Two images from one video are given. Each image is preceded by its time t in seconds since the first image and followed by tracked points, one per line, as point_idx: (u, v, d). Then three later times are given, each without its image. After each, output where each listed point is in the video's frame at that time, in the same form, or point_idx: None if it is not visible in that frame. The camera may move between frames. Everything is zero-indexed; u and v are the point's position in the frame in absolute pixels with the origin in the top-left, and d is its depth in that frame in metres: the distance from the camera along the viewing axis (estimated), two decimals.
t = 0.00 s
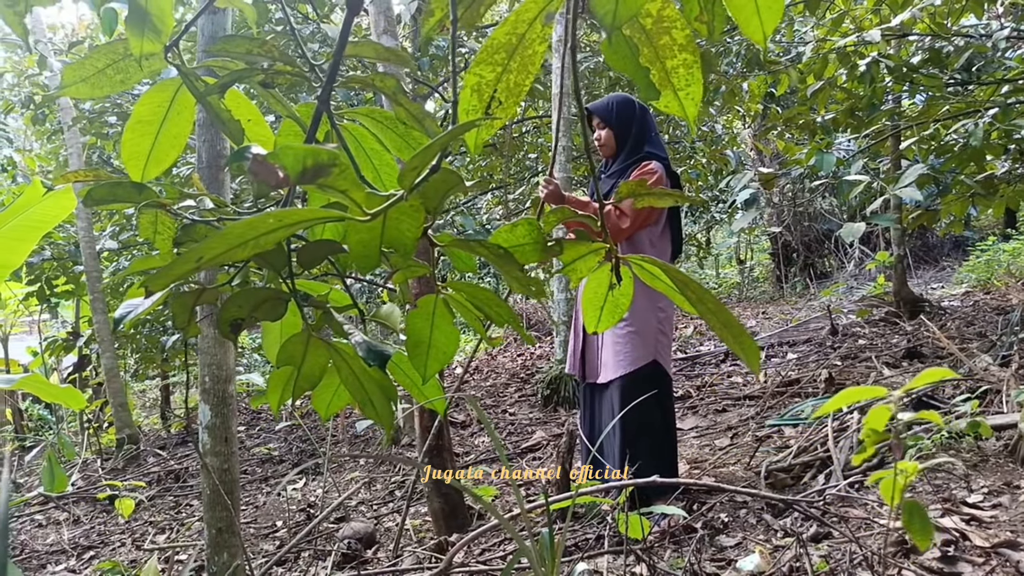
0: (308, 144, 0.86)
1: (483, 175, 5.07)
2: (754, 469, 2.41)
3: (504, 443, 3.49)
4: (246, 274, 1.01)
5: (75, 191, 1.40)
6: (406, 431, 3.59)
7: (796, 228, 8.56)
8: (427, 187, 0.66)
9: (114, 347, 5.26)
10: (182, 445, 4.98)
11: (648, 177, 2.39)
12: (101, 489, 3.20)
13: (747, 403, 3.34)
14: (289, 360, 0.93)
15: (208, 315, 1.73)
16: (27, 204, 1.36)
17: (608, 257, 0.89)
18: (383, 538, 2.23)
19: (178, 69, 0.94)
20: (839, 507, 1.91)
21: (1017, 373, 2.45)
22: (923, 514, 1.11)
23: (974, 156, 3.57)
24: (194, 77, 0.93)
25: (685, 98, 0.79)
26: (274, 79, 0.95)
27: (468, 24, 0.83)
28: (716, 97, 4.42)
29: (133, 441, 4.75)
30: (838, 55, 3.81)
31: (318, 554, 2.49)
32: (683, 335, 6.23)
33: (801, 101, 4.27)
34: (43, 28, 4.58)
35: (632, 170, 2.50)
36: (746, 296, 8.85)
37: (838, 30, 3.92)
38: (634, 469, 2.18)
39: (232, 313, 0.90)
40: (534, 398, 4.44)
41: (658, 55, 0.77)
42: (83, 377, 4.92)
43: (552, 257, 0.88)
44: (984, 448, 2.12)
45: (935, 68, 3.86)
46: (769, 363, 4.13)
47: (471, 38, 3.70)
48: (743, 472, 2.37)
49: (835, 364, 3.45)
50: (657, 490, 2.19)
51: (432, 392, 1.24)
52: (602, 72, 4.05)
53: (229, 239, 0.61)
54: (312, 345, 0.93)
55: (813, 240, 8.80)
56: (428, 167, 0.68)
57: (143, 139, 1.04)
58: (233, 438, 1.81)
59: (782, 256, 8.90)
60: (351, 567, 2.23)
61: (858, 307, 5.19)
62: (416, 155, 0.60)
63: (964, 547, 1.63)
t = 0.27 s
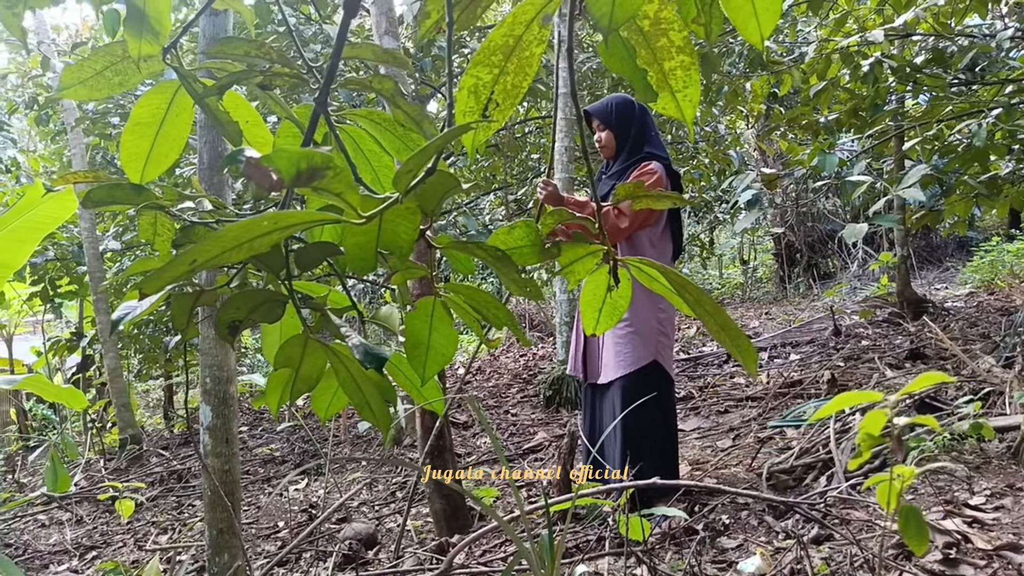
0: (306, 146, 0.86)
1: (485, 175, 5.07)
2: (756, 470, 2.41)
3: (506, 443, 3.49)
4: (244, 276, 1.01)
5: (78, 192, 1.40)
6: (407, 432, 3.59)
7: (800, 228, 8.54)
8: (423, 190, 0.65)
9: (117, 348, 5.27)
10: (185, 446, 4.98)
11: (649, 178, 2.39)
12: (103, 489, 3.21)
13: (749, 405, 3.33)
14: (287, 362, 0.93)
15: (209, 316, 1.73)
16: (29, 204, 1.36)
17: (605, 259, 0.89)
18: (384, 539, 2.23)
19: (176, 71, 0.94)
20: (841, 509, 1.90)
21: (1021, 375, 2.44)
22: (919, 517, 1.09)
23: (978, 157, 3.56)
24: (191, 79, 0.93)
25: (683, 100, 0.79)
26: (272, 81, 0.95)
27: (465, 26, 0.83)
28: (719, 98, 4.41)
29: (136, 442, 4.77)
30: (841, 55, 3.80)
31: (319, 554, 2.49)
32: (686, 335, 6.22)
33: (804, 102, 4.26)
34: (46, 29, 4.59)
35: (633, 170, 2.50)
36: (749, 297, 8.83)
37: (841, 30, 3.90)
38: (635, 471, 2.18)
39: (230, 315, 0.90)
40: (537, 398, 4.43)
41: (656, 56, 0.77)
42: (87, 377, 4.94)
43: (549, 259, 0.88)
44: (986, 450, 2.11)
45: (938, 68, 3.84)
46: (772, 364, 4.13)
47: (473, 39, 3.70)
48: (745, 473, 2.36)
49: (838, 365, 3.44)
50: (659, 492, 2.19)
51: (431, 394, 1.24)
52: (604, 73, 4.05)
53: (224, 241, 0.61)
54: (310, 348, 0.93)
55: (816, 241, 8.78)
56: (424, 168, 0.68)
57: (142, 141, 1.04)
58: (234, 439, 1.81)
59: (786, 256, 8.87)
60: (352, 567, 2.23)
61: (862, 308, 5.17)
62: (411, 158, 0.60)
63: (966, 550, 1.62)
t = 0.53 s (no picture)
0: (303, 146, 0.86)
1: (487, 176, 5.07)
2: (758, 471, 2.40)
3: (508, 444, 3.49)
4: (242, 276, 1.01)
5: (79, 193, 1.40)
6: (409, 432, 3.59)
7: (803, 228, 8.52)
8: (419, 190, 0.65)
9: (120, 348, 5.28)
10: (188, 446, 4.99)
11: (651, 180, 2.38)
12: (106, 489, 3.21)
13: (751, 405, 3.32)
14: (284, 364, 0.93)
15: (210, 316, 1.73)
16: (31, 204, 1.36)
17: (604, 260, 0.88)
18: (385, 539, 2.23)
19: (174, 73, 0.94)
20: (842, 510, 1.89)
21: None
22: (920, 521, 1.11)
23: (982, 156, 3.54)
24: (188, 80, 0.93)
25: (683, 99, 0.78)
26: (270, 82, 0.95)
27: (461, 26, 0.83)
28: (722, 98, 4.40)
29: (138, 442, 4.78)
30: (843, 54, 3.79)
31: (320, 555, 2.49)
32: (688, 336, 6.21)
33: (807, 101, 4.24)
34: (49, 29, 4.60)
35: (635, 171, 2.50)
36: (752, 297, 8.81)
37: (844, 30, 3.89)
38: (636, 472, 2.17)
39: (229, 316, 0.90)
40: (539, 399, 4.43)
41: (655, 56, 0.76)
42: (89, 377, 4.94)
43: (548, 259, 0.88)
44: (989, 450, 2.10)
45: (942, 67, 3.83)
46: (775, 364, 4.12)
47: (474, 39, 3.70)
48: (747, 474, 2.36)
49: (840, 366, 3.43)
50: (660, 493, 2.18)
51: (430, 394, 1.23)
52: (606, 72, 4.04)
53: (219, 242, 0.60)
54: (307, 349, 0.93)
55: (820, 240, 8.76)
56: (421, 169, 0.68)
57: (141, 142, 1.05)
58: (235, 439, 1.81)
59: (789, 256, 8.85)
60: (353, 568, 2.23)
61: (865, 308, 5.16)
62: (408, 157, 0.60)
63: (968, 551, 1.61)
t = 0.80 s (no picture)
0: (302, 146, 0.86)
1: (489, 176, 5.07)
2: (760, 471, 2.40)
3: (510, 444, 3.49)
4: (242, 277, 1.01)
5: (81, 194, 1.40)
6: (411, 432, 3.59)
7: (806, 228, 8.50)
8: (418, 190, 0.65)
9: (123, 348, 5.30)
10: (191, 446, 5.00)
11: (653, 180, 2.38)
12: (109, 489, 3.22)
13: (754, 406, 3.32)
14: (284, 365, 0.93)
15: (211, 317, 1.74)
16: (33, 204, 1.36)
17: (604, 261, 0.88)
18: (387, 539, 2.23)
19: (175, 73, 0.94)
20: (844, 511, 1.89)
21: None
22: (915, 525, 1.10)
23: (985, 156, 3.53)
24: (188, 80, 0.93)
25: (682, 99, 0.78)
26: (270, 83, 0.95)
27: (460, 27, 0.83)
28: (724, 98, 4.39)
29: (141, 442, 4.79)
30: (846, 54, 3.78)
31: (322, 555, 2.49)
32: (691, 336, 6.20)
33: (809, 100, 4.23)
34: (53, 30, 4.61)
35: (637, 171, 2.49)
36: (755, 298, 8.79)
37: (846, 29, 3.88)
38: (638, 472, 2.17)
39: (228, 316, 0.90)
40: (541, 399, 4.43)
41: (654, 56, 0.76)
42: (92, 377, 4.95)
43: (548, 259, 0.87)
44: (992, 451, 2.10)
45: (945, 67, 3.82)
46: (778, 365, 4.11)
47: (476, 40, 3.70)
48: (749, 474, 2.35)
49: (843, 366, 3.43)
50: (662, 494, 2.18)
51: (430, 395, 1.23)
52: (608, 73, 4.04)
53: (217, 243, 0.60)
54: (307, 350, 0.93)
55: (823, 240, 8.75)
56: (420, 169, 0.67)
57: (141, 143, 1.05)
58: (236, 440, 1.82)
59: (792, 256, 8.84)
60: (355, 568, 2.23)
61: (868, 308, 5.14)
62: (406, 157, 0.60)
63: (970, 552, 1.61)
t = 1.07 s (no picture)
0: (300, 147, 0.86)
1: (490, 176, 5.07)
2: (760, 472, 2.39)
3: (511, 444, 3.49)
4: (240, 277, 1.01)
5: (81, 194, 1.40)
6: (412, 432, 3.59)
7: (808, 228, 8.48)
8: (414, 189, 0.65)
9: (125, 348, 5.31)
10: (192, 446, 5.01)
11: (654, 180, 2.38)
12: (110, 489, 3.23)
13: (755, 406, 3.31)
14: (282, 365, 0.93)
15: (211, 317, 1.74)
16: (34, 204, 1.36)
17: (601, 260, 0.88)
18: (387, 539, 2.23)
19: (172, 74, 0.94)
20: (844, 511, 1.89)
21: None
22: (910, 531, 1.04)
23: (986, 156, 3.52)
24: (186, 81, 0.93)
25: (679, 99, 0.78)
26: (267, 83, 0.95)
27: (456, 27, 0.83)
28: (725, 98, 4.39)
29: (143, 442, 4.80)
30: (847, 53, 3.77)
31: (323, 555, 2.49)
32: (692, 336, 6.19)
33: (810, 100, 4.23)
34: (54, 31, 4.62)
35: (637, 170, 2.49)
36: (757, 298, 8.78)
37: (848, 29, 3.88)
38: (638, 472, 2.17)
39: (226, 316, 0.91)
40: (542, 399, 4.43)
41: (650, 55, 0.76)
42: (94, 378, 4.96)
43: (544, 259, 0.87)
44: (993, 451, 2.09)
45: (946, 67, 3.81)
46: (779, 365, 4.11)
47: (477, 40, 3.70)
48: (749, 474, 2.35)
49: (844, 366, 3.42)
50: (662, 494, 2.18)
51: (429, 394, 1.23)
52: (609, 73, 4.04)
53: (210, 243, 0.60)
54: (304, 350, 0.93)
55: (825, 240, 8.73)
56: (415, 169, 0.67)
57: (139, 144, 1.05)
58: (236, 440, 1.82)
59: (794, 256, 8.83)
60: (356, 568, 2.23)
61: (869, 308, 5.13)
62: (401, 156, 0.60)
63: (970, 552, 1.61)
